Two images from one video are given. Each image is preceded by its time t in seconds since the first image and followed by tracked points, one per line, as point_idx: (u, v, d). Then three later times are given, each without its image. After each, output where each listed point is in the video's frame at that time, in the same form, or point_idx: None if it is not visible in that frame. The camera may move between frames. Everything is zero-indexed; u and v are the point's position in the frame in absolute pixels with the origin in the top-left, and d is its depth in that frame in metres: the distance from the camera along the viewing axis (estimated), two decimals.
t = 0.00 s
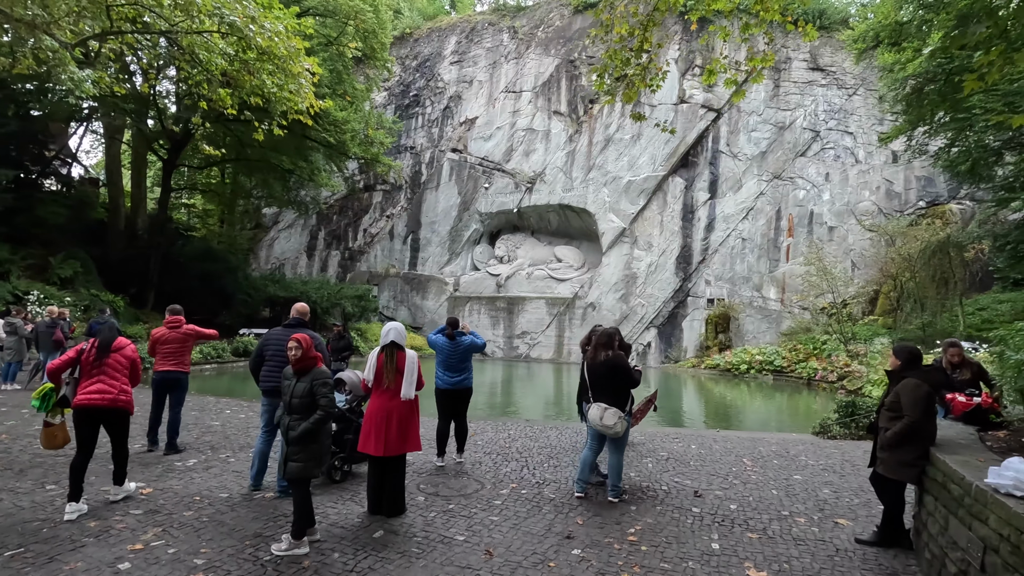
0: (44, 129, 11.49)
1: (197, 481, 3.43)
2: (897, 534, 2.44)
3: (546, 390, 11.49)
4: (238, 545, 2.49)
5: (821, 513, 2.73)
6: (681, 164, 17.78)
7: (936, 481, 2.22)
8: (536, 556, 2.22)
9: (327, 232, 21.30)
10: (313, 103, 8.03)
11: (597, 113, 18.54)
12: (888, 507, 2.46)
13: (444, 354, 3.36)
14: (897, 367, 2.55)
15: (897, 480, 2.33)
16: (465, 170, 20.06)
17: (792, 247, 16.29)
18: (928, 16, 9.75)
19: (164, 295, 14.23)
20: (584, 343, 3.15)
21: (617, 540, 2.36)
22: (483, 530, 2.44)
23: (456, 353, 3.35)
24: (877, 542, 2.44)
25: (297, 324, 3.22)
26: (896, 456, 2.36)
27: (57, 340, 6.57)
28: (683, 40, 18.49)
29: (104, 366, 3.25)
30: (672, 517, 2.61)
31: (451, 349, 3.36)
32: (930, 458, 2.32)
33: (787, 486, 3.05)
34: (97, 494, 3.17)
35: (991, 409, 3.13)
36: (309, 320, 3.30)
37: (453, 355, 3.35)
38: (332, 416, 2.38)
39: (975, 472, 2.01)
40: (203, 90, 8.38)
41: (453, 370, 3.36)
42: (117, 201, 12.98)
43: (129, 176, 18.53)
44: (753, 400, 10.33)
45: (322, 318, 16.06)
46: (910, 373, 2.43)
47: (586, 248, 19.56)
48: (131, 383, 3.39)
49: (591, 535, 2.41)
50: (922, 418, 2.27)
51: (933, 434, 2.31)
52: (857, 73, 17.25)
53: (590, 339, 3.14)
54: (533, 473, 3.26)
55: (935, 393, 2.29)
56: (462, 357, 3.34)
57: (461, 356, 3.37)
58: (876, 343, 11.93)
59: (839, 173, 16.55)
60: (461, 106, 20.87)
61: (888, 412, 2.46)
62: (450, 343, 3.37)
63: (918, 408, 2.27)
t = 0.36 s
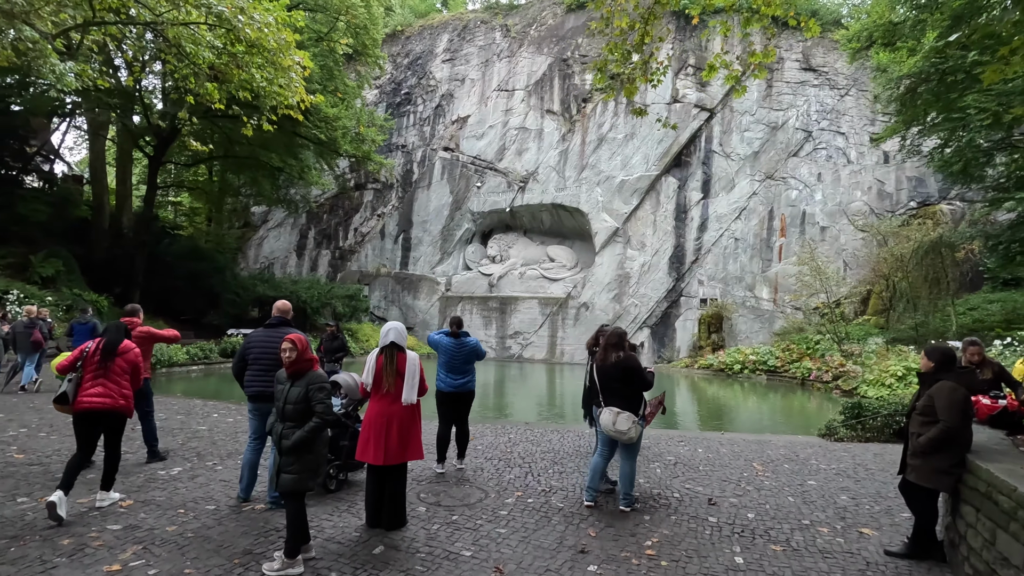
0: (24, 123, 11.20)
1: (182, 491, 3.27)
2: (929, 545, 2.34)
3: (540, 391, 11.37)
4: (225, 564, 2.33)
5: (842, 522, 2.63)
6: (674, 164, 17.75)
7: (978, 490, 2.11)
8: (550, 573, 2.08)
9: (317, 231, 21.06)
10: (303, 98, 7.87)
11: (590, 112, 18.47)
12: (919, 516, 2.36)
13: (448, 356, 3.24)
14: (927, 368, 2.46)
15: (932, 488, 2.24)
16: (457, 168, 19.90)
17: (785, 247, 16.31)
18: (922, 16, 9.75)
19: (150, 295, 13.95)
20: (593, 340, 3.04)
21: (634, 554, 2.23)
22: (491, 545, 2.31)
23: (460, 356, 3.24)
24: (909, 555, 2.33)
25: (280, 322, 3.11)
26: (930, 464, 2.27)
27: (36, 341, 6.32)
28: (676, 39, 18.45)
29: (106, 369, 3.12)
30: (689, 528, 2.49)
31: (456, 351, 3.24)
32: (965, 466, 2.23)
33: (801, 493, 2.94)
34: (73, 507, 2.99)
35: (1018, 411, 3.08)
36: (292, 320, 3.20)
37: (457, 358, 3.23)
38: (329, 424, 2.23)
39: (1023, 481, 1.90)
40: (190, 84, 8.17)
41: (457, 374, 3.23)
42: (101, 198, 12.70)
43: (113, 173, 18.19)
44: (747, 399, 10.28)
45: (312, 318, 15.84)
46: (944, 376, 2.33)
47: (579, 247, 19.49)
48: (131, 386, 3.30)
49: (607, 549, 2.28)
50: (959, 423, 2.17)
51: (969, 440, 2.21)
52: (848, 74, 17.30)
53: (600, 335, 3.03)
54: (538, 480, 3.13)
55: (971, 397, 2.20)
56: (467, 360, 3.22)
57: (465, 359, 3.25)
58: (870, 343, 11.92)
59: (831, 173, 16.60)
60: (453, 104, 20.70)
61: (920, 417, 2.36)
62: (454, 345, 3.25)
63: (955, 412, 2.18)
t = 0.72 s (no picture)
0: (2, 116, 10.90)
1: (161, 501, 3.11)
2: (954, 555, 2.26)
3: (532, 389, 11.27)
4: None
5: (859, 529, 2.54)
6: (666, 162, 17.70)
7: (1009, 498, 2.05)
8: None
9: (306, 228, 20.80)
10: (292, 91, 7.68)
11: (582, 109, 18.37)
12: (943, 524, 2.29)
13: (448, 355, 3.12)
14: (952, 370, 2.39)
15: (960, 495, 2.17)
16: (448, 165, 19.71)
17: (776, 246, 16.33)
18: (914, 15, 9.74)
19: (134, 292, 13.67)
20: (595, 338, 2.95)
21: (646, 566, 2.13)
22: (494, 557, 2.19)
23: (461, 357, 3.12)
24: (933, 565, 2.26)
25: (258, 320, 2.96)
26: (957, 470, 2.20)
27: (11, 341, 6.09)
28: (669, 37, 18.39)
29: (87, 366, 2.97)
30: (701, 537, 2.39)
31: (457, 351, 3.12)
32: (994, 471, 2.16)
33: (811, 498, 2.86)
34: (42, 519, 2.83)
35: None
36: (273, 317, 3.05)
37: (458, 357, 3.12)
38: (320, 430, 2.11)
39: None
40: (174, 76, 7.95)
41: (457, 374, 3.11)
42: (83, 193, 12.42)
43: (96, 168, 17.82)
44: (739, 398, 10.25)
45: (301, 316, 15.62)
46: (972, 377, 2.26)
47: (570, 245, 19.41)
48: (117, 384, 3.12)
49: (617, 561, 2.17)
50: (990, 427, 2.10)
51: (998, 445, 2.14)
52: (839, 73, 17.35)
53: (603, 333, 2.94)
54: (539, 486, 3.02)
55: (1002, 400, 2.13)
56: (468, 360, 3.11)
57: (466, 359, 3.13)
58: (861, 341, 11.94)
59: (822, 172, 16.63)
60: (444, 100, 20.52)
61: (945, 420, 2.29)
62: (455, 345, 3.15)
63: (985, 415, 2.11)
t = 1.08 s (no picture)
0: None
1: (123, 515, 2.93)
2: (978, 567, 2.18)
3: (521, 387, 11.15)
4: None
5: (872, 538, 2.44)
6: (656, 158, 17.61)
7: None
8: None
9: (292, 224, 20.50)
10: (275, 83, 7.47)
11: (572, 105, 18.26)
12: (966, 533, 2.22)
13: (443, 356, 2.97)
14: (976, 370, 2.32)
15: (988, 504, 2.09)
16: (436, 161, 19.49)
17: (765, 243, 16.35)
18: (904, 11, 9.71)
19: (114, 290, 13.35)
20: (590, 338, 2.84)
21: None
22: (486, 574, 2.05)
23: (456, 358, 2.99)
24: None
25: (228, 318, 2.78)
26: (982, 477, 2.14)
27: None
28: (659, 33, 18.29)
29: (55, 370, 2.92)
30: (707, 548, 2.27)
31: (452, 351, 2.99)
32: (1023, 480, 2.08)
33: (815, 503, 2.77)
34: None
35: None
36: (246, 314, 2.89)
37: (452, 358, 2.98)
38: (291, 441, 2.00)
39: None
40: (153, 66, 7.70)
41: (451, 375, 2.97)
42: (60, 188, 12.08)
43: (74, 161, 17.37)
44: (728, 395, 10.20)
45: (286, 314, 15.36)
46: (1000, 379, 2.19)
47: (560, 242, 19.30)
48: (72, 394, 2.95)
49: None
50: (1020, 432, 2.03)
51: None
52: (828, 70, 17.38)
53: (598, 332, 2.83)
54: (533, 493, 2.88)
55: None
56: (463, 362, 2.98)
57: (460, 360, 3.00)
58: (851, 338, 11.91)
59: (811, 169, 16.66)
60: (433, 95, 20.28)
61: (969, 424, 2.22)
62: (450, 346, 3.01)
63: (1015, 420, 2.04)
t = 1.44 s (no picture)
0: None
1: (84, 530, 2.74)
2: None
3: (512, 386, 11.02)
4: None
5: (890, 547, 2.32)
6: (647, 156, 17.53)
7: None
8: None
9: (279, 221, 20.22)
10: (259, 75, 7.30)
11: (563, 102, 18.13)
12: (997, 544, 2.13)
13: (439, 359, 2.82)
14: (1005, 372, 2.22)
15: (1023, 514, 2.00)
16: (426, 158, 19.28)
17: (756, 241, 16.34)
18: (897, 8, 9.67)
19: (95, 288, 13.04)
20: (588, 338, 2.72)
21: None
22: None
23: (451, 360, 2.85)
24: None
25: (200, 316, 2.60)
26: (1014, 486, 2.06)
27: None
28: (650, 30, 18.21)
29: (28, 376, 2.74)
30: (716, 562, 2.14)
31: (445, 352, 2.84)
32: None
33: (824, 510, 2.67)
34: None
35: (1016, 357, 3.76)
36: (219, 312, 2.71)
37: (446, 361, 2.84)
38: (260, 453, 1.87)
39: None
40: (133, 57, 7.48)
41: (446, 379, 2.83)
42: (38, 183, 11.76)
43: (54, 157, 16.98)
44: (720, 393, 10.12)
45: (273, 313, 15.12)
46: None
47: (551, 240, 19.19)
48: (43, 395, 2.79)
49: None
50: None
51: None
52: (819, 69, 17.40)
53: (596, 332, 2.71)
54: (528, 501, 2.74)
55: None
56: (457, 363, 2.84)
57: (456, 362, 2.87)
58: (843, 337, 11.86)
59: (801, 168, 16.68)
60: (423, 92, 20.07)
61: (1000, 430, 2.13)
62: (445, 346, 2.86)
63: None
